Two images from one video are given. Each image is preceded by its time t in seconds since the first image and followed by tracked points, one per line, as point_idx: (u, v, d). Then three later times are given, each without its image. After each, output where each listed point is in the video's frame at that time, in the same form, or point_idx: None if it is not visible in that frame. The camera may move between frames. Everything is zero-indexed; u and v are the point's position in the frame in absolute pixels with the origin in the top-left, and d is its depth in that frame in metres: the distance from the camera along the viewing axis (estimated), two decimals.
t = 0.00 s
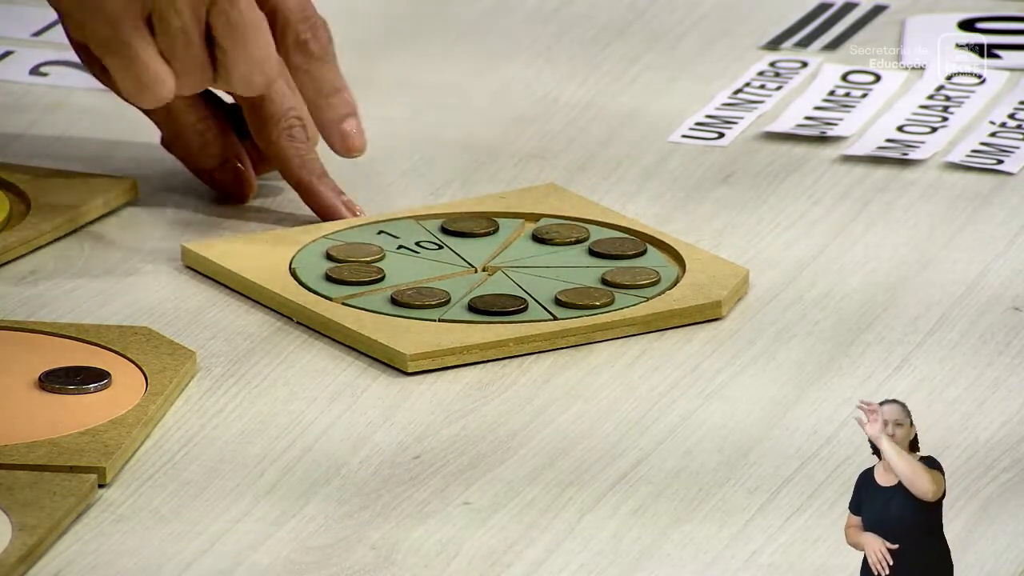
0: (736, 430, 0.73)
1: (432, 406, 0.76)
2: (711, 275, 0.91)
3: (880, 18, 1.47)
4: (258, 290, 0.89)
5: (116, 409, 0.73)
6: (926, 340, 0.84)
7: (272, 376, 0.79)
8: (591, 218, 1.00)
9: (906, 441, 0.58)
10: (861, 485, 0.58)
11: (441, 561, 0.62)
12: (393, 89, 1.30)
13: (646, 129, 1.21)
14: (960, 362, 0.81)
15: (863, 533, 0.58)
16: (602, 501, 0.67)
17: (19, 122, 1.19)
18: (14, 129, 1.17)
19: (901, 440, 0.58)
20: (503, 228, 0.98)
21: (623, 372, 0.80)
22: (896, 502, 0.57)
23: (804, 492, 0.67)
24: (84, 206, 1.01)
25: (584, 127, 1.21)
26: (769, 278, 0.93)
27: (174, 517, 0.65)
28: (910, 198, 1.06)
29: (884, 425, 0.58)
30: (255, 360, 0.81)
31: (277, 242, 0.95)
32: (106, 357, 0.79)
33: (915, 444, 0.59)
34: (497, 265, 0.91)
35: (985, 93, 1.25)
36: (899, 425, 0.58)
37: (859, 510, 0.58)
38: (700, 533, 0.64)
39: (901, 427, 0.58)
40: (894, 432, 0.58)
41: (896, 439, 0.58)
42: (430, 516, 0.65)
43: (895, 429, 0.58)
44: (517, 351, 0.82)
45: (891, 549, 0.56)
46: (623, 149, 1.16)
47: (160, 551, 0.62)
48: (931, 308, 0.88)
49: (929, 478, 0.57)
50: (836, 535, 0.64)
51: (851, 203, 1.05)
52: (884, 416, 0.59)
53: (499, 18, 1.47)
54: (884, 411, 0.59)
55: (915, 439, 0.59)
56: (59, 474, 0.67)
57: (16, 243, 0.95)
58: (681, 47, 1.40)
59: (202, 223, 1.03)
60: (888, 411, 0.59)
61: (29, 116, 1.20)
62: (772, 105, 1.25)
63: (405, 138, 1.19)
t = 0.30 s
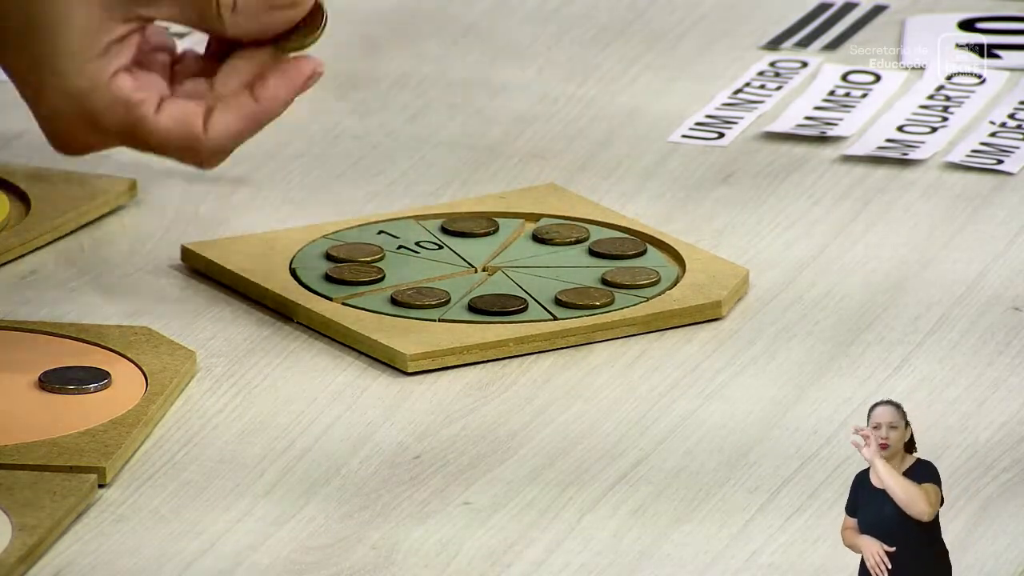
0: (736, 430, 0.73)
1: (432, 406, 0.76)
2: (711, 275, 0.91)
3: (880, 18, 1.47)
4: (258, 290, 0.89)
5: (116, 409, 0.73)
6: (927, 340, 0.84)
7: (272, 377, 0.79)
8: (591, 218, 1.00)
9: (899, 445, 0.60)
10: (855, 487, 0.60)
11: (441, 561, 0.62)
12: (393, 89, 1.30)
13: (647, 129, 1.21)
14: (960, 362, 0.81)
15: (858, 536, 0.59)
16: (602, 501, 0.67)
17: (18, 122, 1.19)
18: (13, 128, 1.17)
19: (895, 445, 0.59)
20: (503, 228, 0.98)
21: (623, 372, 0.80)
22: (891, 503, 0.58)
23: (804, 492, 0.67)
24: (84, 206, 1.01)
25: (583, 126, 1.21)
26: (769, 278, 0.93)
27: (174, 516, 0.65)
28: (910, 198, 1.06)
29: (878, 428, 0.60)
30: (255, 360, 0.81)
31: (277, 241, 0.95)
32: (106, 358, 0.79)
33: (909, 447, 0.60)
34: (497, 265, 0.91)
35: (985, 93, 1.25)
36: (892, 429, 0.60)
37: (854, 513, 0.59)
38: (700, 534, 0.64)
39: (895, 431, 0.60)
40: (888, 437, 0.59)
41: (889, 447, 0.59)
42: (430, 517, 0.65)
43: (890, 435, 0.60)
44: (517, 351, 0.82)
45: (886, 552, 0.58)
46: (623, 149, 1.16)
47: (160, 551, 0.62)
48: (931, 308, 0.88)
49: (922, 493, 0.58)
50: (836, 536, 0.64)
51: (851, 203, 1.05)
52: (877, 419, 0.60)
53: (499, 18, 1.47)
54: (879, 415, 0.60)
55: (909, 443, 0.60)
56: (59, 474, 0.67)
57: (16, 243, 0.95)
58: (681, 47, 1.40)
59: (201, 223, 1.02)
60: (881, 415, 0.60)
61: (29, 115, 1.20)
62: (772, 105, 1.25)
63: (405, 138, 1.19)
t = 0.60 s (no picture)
0: (736, 430, 0.73)
1: (432, 406, 0.76)
2: (711, 274, 0.91)
3: (880, 18, 1.47)
4: (258, 290, 0.89)
5: (116, 409, 0.73)
6: (926, 340, 0.84)
7: (273, 377, 0.79)
8: (591, 218, 1.00)
9: (899, 449, 0.59)
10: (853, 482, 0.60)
11: (441, 561, 0.62)
12: (393, 89, 1.30)
13: (646, 129, 1.21)
14: (960, 362, 0.81)
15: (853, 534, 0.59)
16: (602, 501, 0.67)
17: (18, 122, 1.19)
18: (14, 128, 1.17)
19: (895, 450, 0.59)
20: (504, 228, 0.98)
21: (623, 372, 0.80)
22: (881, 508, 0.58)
23: (804, 493, 0.67)
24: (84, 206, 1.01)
25: (584, 126, 1.21)
26: (769, 278, 0.93)
27: (174, 516, 0.65)
28: (910, 198, 1.06)
29: (878, 434, 0.59)
30: (255, 360, 0.81)
31: (277, 241, 0.95)
32: (106, 358, 0.79)
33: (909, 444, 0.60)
34: (497, 265, 0.91)
35: (985, 93, 1.25)
36: (892, 434, 0.59)
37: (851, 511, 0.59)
38: (700, 534, 0.64)
39: (895, 437, 0.58)
40: (889, 443, 0.59)
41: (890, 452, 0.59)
42: (430, 517, 0.65)
43: (892, 440, 0.59)
44: (517, 351, 0.82)
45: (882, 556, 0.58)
46: (622, 149, 1.16)
47: (160, 551, 0.62)
48: (931, 308, 0.88)
49: (922, 507, 0.58)
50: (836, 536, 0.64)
51: (851, 203, 1.05)
52: (877, 423, 0.59)
53: (499, 18, 1.47)
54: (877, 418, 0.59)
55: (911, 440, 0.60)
56: (60, 474, 0.67)
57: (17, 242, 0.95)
58: (680, 47, 1.40)
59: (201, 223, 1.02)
60: (881, 418, 0.59)
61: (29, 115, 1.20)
62: (771, 105, 1.25)
63: (405, 138, 1.19)
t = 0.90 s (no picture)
0: (736, 430, 0.73)
1: (432, 406, 0.76)
2: (711, 274, 0.91)
3: (880, 18, 1.47)
4: (258, 290, 0.89)
5: (116, 409, 0.73)
6: (926, 340, 0.84)
7: (272, 377, 0.79)
8: (591, 218, 1.00)
9: (909, 455, 0.58)
10: (858, 480, 0.59)
11: (441, 561, 0.62)
12: (393, 89, 1.30)
13: (646, 129, 1.21)
14: (960, 362, 0.81)
15: (855, 532, 0.58)
16: (601, 501, 0.67)
17: (19, 122, 1.19)
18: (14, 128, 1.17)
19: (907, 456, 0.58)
20: (504, 228, 0.98)
21: (623, 372, 0.80)
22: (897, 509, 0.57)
23: (804, 493, 0.67)
24: (84, 206, 1.01)
25: (583, 126, 1.21)
26: (769, 278, 0.93)
27: (174, 516, 0.65)
28: (910, 198, 1.06)
29: (888, 442, 0.58)
30: (255, 360, 0.81)
31: (277, 242, 0.95)
32: (106, 358, 0.79)
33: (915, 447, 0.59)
34: (496, 265, 0.91)
35: (985, 93, 1.25)
36: (901, 440, 0.58)
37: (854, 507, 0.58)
38: (700, 534, 0.64)
39: (905, 442, 0.58)
40: (901, 449, 0.58)
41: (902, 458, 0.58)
42: (430, 517, 0.65)
43: (903, 447, 0.58)
44: (517, 351, 0.82)
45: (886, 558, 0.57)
46: (622, 149, 1.16)
47: (160, 551, 0.62)
48: (931, 308, 0.88)
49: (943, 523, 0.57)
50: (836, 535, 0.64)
51: (851, 204, 1.05)
52: (884, 430, 0.58)
53: (499, 18, 1.47)
54: (885, 426, 0.58)
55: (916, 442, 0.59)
56: (60, 474, 0.67)
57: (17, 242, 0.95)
58: (680, 47, 1.40)
59: (201, 222, 1.02)
60: (887, 425, 0.58)
61: (29, 116, 1.20)
62: (771, 105, 1.25)
63: (404, 138, 1.19)
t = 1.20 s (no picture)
0: (736, 430, 0.73)
1: (432, 406, 0.76)
2: (711, 274, 0.91)
3: (880, 18, 1.47)
4: (259, 290, 0.89)
5: (116, 409, 0.73)
6: (927, 340, 0.84)
7: (272, 377, 0.79)
8: (591, 218, 1.00)
9: (926, 459, 0.57)
10: (868, 476, 0.58)
11: (441, 561, 0.62)
12: (393, 89, 1.30)
13: (646, 129, 1.21)
14: (960, 362, 0.81)
15: (859, 529, 0.58)
16: (601, 501, 0.67)
17: (19, 122, 1.19)
18: (14, 128, 1.17)
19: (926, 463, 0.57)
20: (504, 228, 0.98)
21: (623, 372, 0.80)
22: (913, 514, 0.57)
23: (804, 493, 0.67)
24: (84, 206, 1.01)
25: (583, 126, 1.21)
26: (769, 278, 0.93)
27: (174, 517, 0.65)
28: (910, 198, 1.06)
29: (907, 449, 0.57)
30: (255, 361, 0.81)
31: (277, 242, 0.95)
32: (106, 358, 0.79)
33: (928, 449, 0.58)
34: (496, 265, 0.91)
35: (985, 93, 1.25)
36: (920, 447, 0.57)
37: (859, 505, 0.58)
38: (700, 534, 0.64)
39: (924, 449, 0.57)
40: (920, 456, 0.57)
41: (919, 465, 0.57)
42: (430, 517, 0.65)
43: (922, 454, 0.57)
44: (517, 351, 0.82)
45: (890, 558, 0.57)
46: (622, 150, 1.16)
47: (160, 551, 0.62)
48: (931, 308, 0.88)
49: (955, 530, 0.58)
50: (835, 535, 0.64)
51: (851, 204, 1.05)
52: (905, 437, 0.57)
53: (499, 18, 1.47)
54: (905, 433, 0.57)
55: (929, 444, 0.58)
56: (60, 474, 0.67)
57: (16, 242, 0.95)
58: (680, 47, 1.40)
59: (201, 222, 1.02)
60: (909, 432, 0.57)
61: (29, 117, 1.20)
62: (771, 105, 1.25)
63: (404, 138, 1.19)
